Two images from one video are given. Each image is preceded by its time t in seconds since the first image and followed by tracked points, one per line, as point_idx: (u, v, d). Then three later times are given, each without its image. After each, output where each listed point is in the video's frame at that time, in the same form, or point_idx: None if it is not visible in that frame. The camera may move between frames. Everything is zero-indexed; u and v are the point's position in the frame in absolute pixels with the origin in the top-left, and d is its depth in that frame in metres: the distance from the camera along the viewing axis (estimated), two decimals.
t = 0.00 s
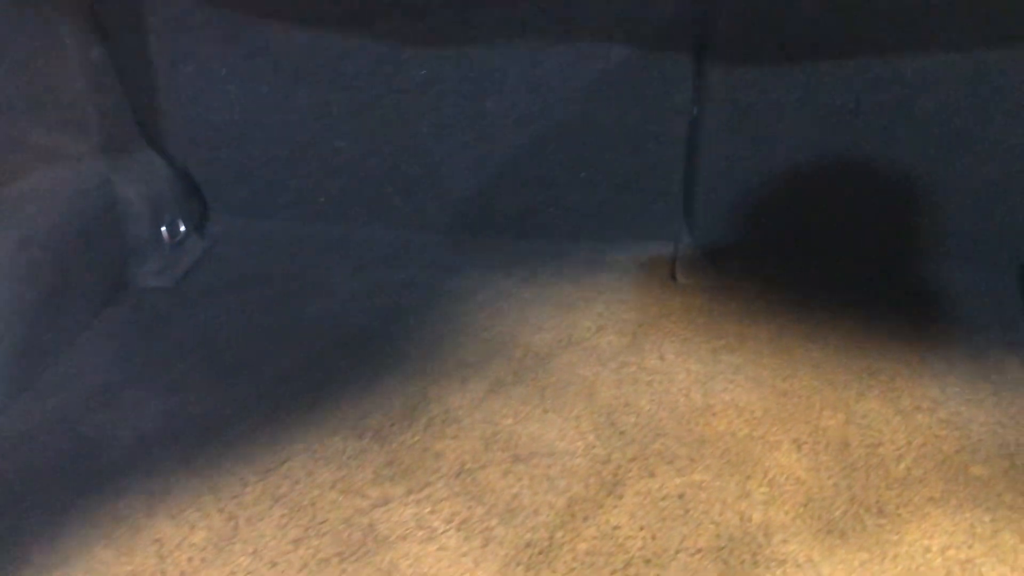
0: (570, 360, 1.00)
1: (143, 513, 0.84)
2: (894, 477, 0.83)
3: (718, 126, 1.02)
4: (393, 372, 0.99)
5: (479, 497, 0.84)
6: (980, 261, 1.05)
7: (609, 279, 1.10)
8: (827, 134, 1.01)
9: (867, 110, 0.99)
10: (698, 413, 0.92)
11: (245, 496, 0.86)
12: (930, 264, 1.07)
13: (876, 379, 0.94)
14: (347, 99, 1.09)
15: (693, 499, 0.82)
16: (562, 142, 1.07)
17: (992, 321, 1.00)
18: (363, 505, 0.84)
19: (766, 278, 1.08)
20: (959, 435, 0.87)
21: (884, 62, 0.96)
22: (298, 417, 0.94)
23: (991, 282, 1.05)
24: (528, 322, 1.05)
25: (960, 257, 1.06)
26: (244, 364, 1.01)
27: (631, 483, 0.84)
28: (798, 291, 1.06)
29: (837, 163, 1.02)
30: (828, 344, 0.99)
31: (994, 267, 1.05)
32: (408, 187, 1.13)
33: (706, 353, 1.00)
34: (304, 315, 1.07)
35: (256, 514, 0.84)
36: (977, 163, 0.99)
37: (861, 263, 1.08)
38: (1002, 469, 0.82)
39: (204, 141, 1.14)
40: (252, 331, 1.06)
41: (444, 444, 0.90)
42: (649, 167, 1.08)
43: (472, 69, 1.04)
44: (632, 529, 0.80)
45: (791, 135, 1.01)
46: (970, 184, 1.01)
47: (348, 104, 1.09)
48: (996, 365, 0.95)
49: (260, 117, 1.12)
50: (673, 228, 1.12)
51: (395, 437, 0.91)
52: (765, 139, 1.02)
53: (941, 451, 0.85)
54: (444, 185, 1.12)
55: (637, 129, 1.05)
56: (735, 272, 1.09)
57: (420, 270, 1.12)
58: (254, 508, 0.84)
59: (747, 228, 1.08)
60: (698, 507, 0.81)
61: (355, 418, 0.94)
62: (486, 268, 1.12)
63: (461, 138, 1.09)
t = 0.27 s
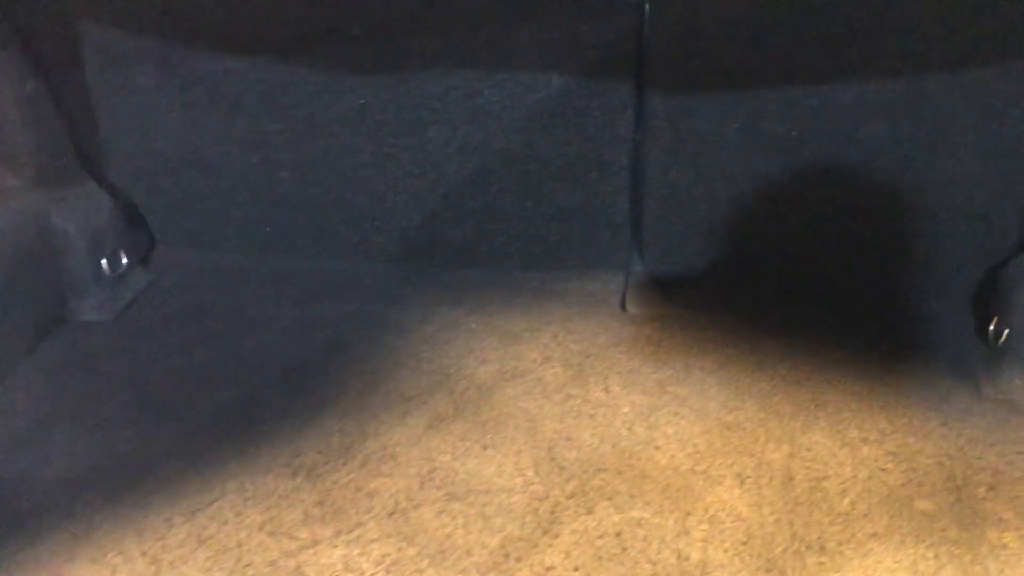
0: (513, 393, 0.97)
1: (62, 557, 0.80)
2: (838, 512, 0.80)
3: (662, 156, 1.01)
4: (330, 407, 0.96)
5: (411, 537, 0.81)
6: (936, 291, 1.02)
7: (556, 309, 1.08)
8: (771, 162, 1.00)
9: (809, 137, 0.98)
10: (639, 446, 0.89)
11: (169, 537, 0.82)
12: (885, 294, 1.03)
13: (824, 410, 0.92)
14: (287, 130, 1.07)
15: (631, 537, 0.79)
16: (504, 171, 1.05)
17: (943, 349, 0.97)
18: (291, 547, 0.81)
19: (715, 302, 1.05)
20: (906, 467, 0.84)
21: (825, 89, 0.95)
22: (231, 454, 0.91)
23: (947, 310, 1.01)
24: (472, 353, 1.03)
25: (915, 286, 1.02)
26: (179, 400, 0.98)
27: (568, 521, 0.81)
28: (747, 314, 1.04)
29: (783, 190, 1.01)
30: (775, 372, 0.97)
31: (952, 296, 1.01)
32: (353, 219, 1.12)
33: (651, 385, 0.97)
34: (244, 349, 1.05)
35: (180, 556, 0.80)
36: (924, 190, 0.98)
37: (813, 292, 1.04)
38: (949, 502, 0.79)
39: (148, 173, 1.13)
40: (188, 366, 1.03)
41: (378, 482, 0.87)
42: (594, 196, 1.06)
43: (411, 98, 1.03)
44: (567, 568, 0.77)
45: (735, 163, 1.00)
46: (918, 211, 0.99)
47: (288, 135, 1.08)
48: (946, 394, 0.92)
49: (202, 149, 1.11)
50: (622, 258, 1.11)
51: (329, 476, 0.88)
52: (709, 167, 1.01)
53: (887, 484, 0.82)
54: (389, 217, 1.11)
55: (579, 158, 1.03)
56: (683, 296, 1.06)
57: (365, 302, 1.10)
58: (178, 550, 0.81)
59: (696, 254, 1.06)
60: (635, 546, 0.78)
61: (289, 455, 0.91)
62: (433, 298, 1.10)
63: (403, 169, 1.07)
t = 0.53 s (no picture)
0: (469, 411, 0.95)
1: None
2: (796, 529, 0.78)
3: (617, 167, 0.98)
4: (282, 426, 0.94)
5: (361, 560, 0.79)
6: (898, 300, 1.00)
7: (516, 324, 1.07)
8: (728, 172, 0.97)
9: (766, 147, 0.95)
10: (596, 463, 0.87)
11: (111, 564, 0.79)
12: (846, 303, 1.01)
13: (783, 425, 0.90)
14: (240, 144, 1.06)
15: (586, 558, 0.77)
16: (461, 184, 1.04)
17: (905, 360, 0.96)
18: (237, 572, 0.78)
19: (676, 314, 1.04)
20: (865, 481, 0.82)
21: (781, 98, 0.92)
22: (178, 476, 0.88)
23: (909, 320, 0.99)
24: (429, 370, 1.01)
25: (877, 294, 1.01)
26: (126, 421, 0.95)
27: (522, 541, 0.79)
28: (708, 325, 1.03)
29: (741, 199, 0.99)
30: (735, 390, 0.95)
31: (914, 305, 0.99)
32: (310, 234, 1.10)
33: (610, 400, 0.96)
34: (195, 368, 1.02)
35: None
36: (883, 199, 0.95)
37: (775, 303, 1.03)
38: (909, 517, 0.78)
39: (102, 188, 1.11)
40: (136, 385, 1.00)
41: (328, 503, 0.85)
42: (553, 209, 1.04)
43: (363, 111, 1.01)
44: None
45: (692, 174, 0.97)
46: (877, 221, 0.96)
47: (241, 149, 1.06)
48: (907, 406, 0.90)
49: (154, 163, 1.08)
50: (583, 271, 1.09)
51: (278, 497, 0.86)
52: (665, 178, 0.98)
53: (846, 500, 0.80)
54: (346, 232, 1.09)
55: (536, 170, 1.01)
56: (645, 309, 1.05)
57: (321, 319, 1.08)
58: None
59: (656, 262, 1.04)
60: (590, 566, 0.76)
61: (238, 476, 0.88)
62: (391, 314, 1.08)
63: (359, 183, 1.05)
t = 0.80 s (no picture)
0: (418, 415, 0.93)
1: None
2: (748, 527, 0.76)
3: (566, 164, 0.98)
4: (223, 434, 0.90)
5: (302, 569, 0.76)
6: (850, 296, 1.00)
7: (467, 326, 1.05)
8: (676, 168, 0.96)
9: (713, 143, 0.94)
10: (546, 465, 0.85)
11: None
12: (798, 301, 1.01)
13: (736, 422, 0.89)
14: (179, 146, 1.02)
15: (533, 562, 0.75)
16: (408, 184, 1.02)
17: (859, 354, 0.96)
18: None
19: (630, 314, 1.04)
20: (818, 477, 0.81)
21: (725, 93, 0.91)
22: (115, 487, 0.85)
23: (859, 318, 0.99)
24: (377, 375, 0.99)
25: (829, 291, 1.00)
26: (61, 431, 0.91)
27: (468, 546, 0.77)
28: (662, 324, 1.02)
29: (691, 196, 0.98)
30: (688, 386, 0.94)
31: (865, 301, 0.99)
32: (255, 238, 1.07)
33: (562, 400, 0.94)
34: (134, 376, 0.98)
35: None
36: (832, 194, 0.93)
37: (728, 301, 1.03)
38: (862, 513, 0.76)
39: (39, 196, 1.07)
40: (73, 395, 0.96)
41: (270, 511, 0.81)
42: (503, 208, 1.03)
43: (303, 109, 0.98)
44: None
45: (639, 169, 0.97)
46: (826, 218, 0.95)
47: (179, 152, 1.02)
48: (861, 400, 0.90)
49: (91, 168, 1.05)
50: (535, 272, 1.08)
51: (218, 507, 0.82)
52: (614, 175, 0.98)
53: (799, 497, 0.79)
54: (292, 236, 1.07)
55: (484, 169, 1.00)
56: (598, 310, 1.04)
57: (268, 325, 1.05)
58: None
59: (609, 261, 1.04)
60: (537, 571, 0.74)
61: (176, 486, 0.85)
62: (342, 318, 1.07)
63: (303, 184, 1.03)
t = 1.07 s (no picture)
0: (390, 419, 0.92)
1: None
2: (725, 526, 0.76)
3: (536, 163, 0.96)
4: (190, 443, 0.88)
5: None
6: (822, 292, 1.00)
7: (439, 329, 1.04)
8: (646, 166, 0.95)
9: (683, 140, 0.93)
10: (520, 468, 0.84)
11: None
12: (770, 298, 1.01)
13: (711, 421, 0.89)
14: (142, 149, 1.00)
15: (509, 566, 0.74)
16: (377, 186, 1.00)
17: (833, 351, 0.96)
18: None
19: (604, 313, 1.04)
20: (794, 475, 0.81)
21: (694, 89, 0.90)
22: (78, 499, 0.82)
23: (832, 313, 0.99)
24: (348, 380, 0.97)
25: (801, 287, 1.00)
26: (22, 442, 0.88)
27: (443, 551, 0.76)
28: (635, 324, 1.02)
29: (662, 193, 0.97)
30: (662, 386, 0.94)
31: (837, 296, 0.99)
32: (221, 242, 1.05)
33: (536, 402, 0.93)
34: (99, 385, 0.96)
35: None
36: (802, 190, 0.93)
37: (700, 300, 1.02)
38: (839, 510, 0.76)
39: None
40: (34, 405, 0.93)
41: (240, 520, 0.79)
42: (474, 209, 1.01)
43: (269, 110, 0.96)
44: None
45: (609, 169, 0.96)
46: (797, 214, 0.94)
47: (143, 154, 1.00)
48: (835, 397, 0.90)
49: (50, 172, 1.02)
50: (507, 273, 1.07)
51: (186, 516, 0.80)
52: (584, 174, 0.96)
53: (775, 494, 0.79)
54: (259, 240, 1.05)
55: (453, 169, 0.98)
56: (573, 310, 1.04)
57: (235, 331, 1.03)
58: None
59: (581, 260, 1.03)
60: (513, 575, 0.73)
61: (142, 496, 0.82)
62: (312, 323, 1.05)
63: (270, 187, 1.01)
